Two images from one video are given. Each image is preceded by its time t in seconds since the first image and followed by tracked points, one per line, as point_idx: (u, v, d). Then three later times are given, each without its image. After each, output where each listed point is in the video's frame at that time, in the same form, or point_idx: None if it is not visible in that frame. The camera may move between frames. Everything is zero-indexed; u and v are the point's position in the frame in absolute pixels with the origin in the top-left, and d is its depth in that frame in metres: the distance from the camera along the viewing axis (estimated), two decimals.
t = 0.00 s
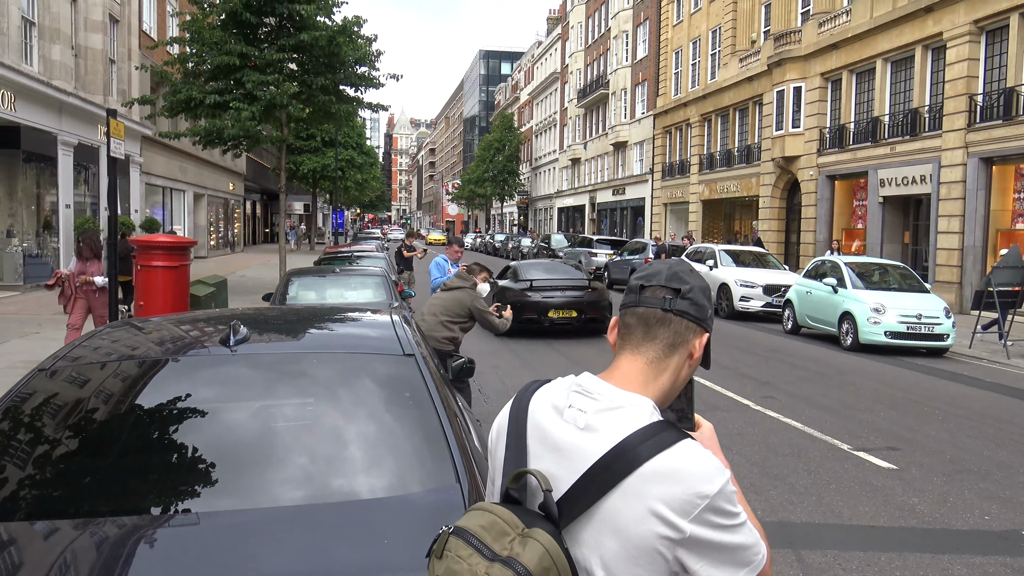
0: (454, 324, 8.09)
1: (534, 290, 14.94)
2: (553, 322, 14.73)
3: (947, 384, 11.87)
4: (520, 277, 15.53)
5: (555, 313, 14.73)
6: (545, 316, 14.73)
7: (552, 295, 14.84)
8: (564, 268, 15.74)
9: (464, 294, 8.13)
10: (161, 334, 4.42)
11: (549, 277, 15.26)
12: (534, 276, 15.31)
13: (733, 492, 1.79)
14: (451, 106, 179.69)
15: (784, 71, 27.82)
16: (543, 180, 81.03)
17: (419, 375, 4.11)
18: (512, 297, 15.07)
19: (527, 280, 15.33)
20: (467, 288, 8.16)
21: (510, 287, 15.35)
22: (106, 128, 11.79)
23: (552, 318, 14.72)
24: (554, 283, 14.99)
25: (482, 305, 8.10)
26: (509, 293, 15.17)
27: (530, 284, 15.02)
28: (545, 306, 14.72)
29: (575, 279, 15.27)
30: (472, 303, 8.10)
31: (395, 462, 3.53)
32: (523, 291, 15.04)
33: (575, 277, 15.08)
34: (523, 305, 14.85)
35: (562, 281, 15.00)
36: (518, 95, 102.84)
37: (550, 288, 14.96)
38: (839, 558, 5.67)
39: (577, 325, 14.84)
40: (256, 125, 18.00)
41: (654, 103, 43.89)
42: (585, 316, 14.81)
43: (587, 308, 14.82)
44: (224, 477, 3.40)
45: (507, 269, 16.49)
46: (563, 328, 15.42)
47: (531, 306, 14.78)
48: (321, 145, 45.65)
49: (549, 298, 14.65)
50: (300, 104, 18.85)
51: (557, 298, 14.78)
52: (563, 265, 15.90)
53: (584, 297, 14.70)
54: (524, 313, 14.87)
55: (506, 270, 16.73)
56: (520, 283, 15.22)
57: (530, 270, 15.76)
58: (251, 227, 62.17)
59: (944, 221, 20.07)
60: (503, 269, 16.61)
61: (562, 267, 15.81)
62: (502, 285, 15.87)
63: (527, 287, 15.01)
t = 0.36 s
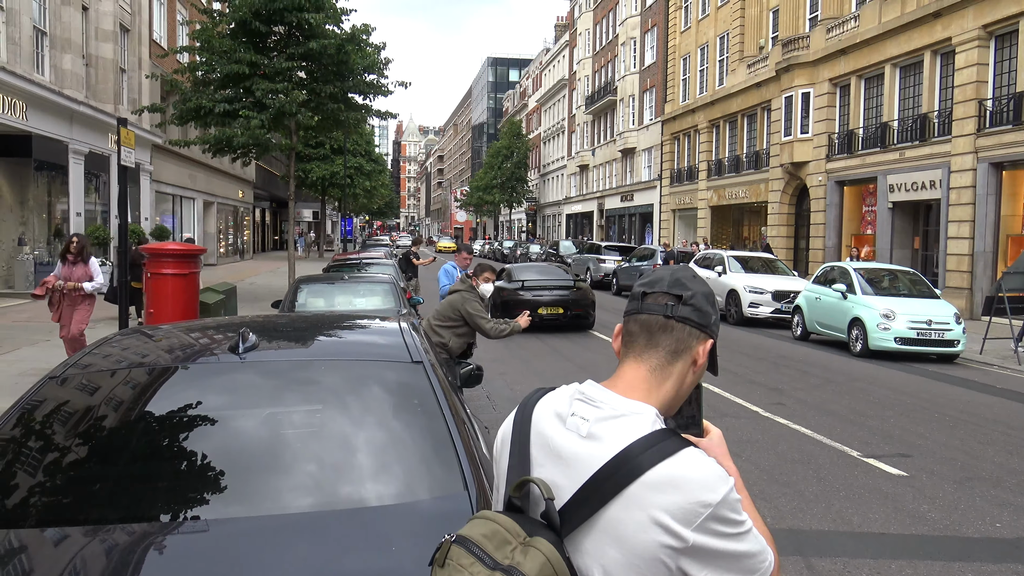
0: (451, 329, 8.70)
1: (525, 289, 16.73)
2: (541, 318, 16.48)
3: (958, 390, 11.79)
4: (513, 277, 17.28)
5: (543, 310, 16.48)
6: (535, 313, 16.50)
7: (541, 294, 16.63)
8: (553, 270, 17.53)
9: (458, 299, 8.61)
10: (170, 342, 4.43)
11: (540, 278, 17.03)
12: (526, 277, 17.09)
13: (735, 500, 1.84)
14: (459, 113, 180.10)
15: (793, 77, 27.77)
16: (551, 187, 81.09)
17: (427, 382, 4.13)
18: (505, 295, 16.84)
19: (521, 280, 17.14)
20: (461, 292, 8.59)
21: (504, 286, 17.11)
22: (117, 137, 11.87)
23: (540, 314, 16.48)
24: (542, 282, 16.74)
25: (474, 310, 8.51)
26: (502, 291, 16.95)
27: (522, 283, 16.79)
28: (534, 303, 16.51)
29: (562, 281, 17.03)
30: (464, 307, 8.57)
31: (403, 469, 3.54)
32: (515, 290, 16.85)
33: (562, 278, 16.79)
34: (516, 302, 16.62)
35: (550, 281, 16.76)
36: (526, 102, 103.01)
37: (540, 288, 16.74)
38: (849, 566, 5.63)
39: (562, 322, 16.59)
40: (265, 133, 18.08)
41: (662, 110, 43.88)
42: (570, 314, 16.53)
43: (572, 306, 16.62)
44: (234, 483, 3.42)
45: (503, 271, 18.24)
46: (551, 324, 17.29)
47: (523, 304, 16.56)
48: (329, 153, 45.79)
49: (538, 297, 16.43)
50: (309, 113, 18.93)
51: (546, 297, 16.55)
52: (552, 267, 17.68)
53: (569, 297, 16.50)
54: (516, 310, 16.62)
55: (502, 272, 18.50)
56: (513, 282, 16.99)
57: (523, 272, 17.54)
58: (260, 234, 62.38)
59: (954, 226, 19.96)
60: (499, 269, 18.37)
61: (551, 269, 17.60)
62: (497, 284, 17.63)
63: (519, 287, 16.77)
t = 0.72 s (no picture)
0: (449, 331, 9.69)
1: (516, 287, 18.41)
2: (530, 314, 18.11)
3: (964, 396, 11.75)
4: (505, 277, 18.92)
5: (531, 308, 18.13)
6: (524, 310, 18.13)
7: (531, 294, 18.26)
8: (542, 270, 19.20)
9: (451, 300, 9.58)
10: (176, 345, 4.46)
11: (530, 278, 18.65)
12: (517, 277, 18.73)
13: (731, 504, 1.84)
14: (464, 117, 180.37)
15: (798, 82, 27.81)
16: (556, 193, 81.13)
17: (432, 388, 4.13)
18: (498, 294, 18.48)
19: (512, 281, 18.78)
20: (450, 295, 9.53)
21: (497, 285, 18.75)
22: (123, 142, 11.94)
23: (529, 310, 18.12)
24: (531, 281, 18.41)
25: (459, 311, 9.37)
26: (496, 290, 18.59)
27: (514, 283, 18.48)
28: (524, 301, 18.16)
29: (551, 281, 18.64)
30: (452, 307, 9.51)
31: (408, 474, 3.55)
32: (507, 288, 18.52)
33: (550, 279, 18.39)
34: (507, 301, 18.25)
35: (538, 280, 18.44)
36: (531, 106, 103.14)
37: (529, 288, 18.36)
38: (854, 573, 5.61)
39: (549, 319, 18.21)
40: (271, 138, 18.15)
41: (667, 115, 43.94)
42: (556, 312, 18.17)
43: (559, 305, 18.29)
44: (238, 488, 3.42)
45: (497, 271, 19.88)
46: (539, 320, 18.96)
47: (513, 302, 18.19)
48: (333, 158, 45.93)
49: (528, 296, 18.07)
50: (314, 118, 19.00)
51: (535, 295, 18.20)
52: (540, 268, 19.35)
53: (556, 296, 18.17)
54: (507, 307, 18.26)
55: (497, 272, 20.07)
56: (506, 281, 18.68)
57: (516, 273, 19.19)
58: (265, 238, 62.57)
59: (960, 232, 19.91)
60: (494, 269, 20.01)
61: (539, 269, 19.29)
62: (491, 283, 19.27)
63: (511, 287, 18.42)
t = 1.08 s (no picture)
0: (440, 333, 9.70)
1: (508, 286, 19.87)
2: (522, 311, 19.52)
3: (978, 400, 11.54)
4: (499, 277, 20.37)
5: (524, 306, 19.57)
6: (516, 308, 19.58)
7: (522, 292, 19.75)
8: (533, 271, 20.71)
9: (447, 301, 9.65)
10: (177, 352, 4.31)
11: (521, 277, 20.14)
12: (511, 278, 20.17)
13: (732, 503, 1.77)
14: (468, 119, 180.09)
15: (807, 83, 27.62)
16: (562, 196, 80.95)
17: (437, 394, 3.98)
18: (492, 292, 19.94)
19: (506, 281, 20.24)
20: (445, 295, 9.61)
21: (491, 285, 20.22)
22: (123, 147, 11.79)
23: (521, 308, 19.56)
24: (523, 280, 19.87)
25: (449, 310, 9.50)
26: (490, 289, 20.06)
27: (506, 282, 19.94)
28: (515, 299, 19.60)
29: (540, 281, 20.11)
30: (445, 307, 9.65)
31: (413, 482, 3.40)
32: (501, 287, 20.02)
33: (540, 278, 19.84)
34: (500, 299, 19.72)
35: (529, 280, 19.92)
36: (536, 109, 102.92)
37: (521, 287, 19.82)
38: None
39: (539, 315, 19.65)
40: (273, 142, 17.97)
41: (674, 117, 43.76)
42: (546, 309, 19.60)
43: (548, 303, 19.79)
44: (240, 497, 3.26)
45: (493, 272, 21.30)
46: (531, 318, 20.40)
47: (506, 300, 19.65)
48: (337, 161, 45.82)
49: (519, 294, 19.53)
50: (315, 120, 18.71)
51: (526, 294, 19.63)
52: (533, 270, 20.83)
53: (545, 295, 19.65)
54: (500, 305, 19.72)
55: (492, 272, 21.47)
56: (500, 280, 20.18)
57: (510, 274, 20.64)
58: (269, 243, 62.51)
59: (973, 234, 19.69)
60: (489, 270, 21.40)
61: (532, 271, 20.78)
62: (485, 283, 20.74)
63: (504, 286, 19.88)
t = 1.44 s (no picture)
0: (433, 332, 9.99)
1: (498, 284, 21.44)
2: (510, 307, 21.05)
3: (984, 404, 11.40)
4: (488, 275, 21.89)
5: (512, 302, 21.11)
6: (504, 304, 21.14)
7: (510, 289, 21.29)
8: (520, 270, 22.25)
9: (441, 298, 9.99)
10: (169, 356, 4.32)
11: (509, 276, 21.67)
12: (499, 276, 21.70)
13: (723, 506, 1.83)
14: (467, 119, 179.76)
15: (810, 82, 27.46)
16: (561, 196, 80.70)
17: (435, 398, 4.07)
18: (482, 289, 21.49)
19: (494, 279, 21.79)
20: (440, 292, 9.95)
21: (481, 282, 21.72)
22: (115, 146, 11.56)
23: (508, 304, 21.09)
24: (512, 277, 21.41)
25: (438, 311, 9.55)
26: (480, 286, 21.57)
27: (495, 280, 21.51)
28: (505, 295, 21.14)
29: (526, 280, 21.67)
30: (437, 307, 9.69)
31: (411, 487, 3.47)
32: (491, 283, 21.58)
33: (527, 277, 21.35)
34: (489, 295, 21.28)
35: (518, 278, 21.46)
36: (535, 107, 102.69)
37: (509, 285, 21.35)
38: None
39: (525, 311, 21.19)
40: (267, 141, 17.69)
41: (675, 116, 43.57)
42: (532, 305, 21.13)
43: (534, 300, 21.38)
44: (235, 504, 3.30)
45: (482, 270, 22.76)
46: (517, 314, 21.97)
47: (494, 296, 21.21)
48: (331, 161, 45.46)
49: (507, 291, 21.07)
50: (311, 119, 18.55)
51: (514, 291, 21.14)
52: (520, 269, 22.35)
53: (531, 292, 21.20)
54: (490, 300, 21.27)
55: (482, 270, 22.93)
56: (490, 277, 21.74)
57: (498, 273, 22.17)
58: (261, 244, 62.11)
59: (980, 235, 19.58)
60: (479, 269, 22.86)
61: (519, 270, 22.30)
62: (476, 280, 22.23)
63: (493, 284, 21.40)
